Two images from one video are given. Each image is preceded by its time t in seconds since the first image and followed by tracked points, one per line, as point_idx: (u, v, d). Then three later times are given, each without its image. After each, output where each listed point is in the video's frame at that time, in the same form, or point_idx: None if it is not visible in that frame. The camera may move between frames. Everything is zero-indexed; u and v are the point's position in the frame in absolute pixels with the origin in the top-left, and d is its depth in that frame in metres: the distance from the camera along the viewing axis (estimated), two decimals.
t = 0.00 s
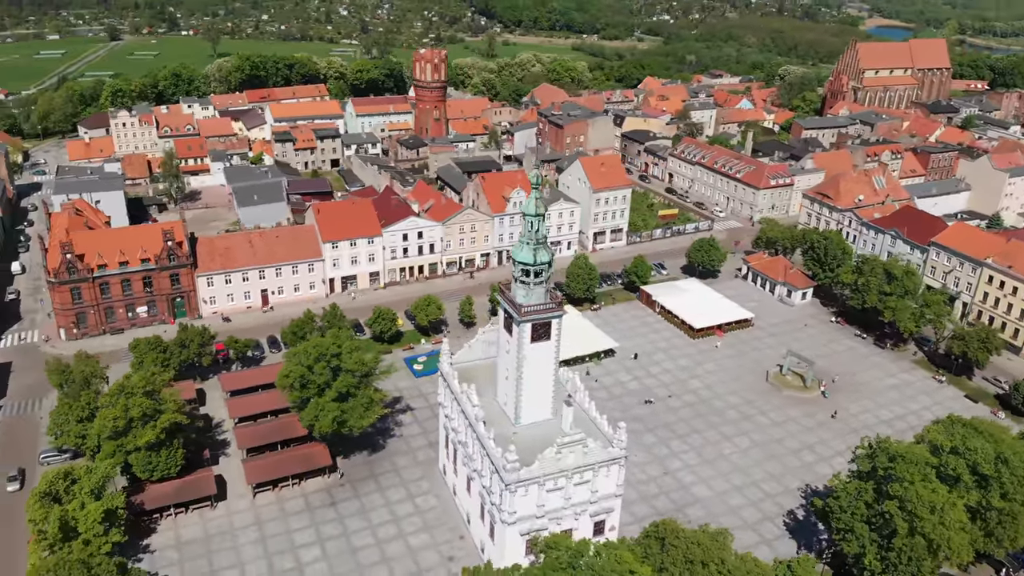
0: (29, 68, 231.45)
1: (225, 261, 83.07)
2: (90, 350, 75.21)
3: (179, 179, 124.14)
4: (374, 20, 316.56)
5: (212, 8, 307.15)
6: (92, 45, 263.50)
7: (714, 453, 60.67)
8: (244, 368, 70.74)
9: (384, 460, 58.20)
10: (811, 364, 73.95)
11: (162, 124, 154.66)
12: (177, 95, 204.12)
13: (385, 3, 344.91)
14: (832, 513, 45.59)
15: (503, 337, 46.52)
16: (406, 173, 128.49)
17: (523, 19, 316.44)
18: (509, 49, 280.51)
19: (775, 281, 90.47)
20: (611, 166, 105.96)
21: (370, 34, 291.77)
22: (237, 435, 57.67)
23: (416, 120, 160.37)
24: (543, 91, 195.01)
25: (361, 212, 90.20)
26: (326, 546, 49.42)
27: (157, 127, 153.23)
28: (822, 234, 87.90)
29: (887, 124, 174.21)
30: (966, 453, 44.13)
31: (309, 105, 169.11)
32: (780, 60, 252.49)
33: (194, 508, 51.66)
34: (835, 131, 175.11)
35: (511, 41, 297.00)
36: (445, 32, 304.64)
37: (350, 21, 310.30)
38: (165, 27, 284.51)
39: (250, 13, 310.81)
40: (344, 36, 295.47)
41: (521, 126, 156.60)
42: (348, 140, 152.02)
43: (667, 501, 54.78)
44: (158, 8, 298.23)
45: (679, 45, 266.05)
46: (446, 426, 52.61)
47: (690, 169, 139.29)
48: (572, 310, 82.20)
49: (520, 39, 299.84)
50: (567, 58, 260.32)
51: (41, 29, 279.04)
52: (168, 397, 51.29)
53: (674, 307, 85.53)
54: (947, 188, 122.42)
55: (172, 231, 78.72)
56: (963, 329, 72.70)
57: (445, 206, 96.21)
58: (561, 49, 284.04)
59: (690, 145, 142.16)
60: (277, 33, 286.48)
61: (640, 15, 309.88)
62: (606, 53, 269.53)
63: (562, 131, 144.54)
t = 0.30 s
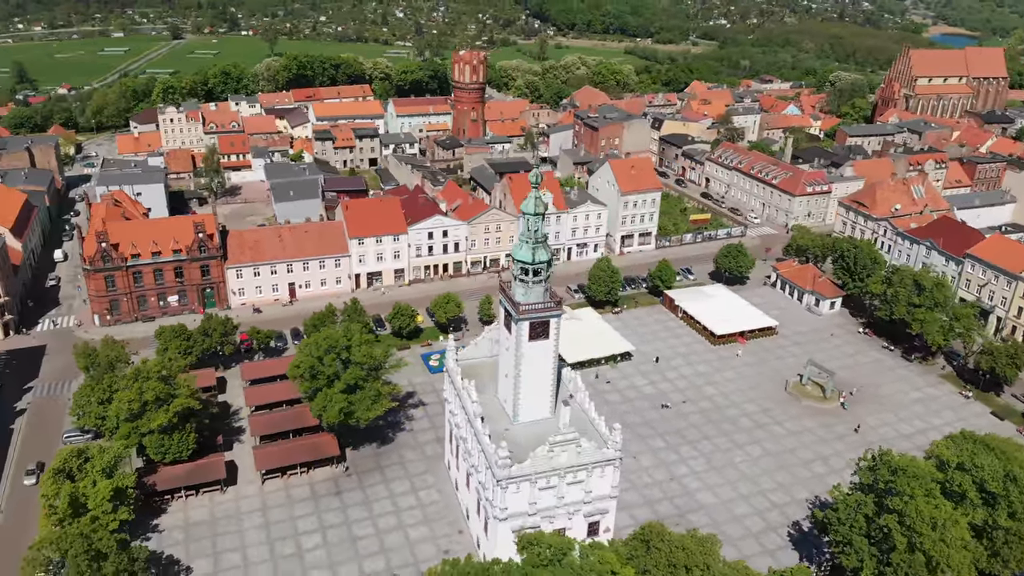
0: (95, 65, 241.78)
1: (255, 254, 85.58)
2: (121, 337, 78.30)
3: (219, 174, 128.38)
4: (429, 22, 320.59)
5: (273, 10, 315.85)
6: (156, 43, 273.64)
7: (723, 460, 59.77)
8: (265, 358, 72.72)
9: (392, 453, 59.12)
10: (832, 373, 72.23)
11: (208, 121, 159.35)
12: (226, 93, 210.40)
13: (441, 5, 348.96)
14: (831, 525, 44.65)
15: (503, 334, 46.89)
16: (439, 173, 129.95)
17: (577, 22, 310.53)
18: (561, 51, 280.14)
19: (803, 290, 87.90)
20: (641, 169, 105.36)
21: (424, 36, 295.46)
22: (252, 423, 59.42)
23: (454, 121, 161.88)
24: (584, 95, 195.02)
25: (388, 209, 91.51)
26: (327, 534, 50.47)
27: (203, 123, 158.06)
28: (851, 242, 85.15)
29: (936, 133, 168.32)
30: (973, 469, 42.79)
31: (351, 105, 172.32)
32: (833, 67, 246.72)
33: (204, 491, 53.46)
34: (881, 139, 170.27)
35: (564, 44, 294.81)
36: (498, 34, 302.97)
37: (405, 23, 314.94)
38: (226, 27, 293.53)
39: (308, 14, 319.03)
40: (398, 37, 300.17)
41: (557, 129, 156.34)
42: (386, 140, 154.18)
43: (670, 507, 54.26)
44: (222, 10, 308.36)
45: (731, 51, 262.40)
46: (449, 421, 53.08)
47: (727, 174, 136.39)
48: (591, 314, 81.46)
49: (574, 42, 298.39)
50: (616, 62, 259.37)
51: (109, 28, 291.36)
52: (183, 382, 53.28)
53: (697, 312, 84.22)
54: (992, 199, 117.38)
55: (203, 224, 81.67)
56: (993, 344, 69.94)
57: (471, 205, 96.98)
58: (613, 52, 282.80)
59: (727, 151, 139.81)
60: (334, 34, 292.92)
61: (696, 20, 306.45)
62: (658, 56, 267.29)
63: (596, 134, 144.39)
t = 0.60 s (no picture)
0: (159, 64, 251.02)
1: (285, 249, 87.89)
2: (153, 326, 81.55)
3: (261, 172, 132.01)
4: (485, 27, 322.79)
5: (333, 13, 322.74)
6: (219, 44, 282.58)
7: (732, 469, 58.92)
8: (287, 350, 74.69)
9: (400, 447, 60.02)
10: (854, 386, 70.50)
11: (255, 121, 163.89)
12: (275, 93, 216.01)
13: (498, 10, 351.04)
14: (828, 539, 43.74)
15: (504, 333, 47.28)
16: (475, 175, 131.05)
17: (633, 27, 306.86)
18: (615, 55, 278.46)
19: (832, 301, 85.26)
20: (673, 173, 104.64)
21: (479, 40, 297.65)
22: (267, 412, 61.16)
23: (493, 124, 163.03)
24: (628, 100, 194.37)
25: (416, 208, 92.66)
26: (329, 523, 51.63)
27: (249, 122, 162.77)
28: (884, 253, 82.60)
29: (989, 145, 162.35)
30: (978, 488, 41.40)
31: (394, 107, 175.03)
32: (891, 76, 240.31)
33: (216, 476, 55.33)
34: (932, 149, 164.54)
35: (619, 48, 293.06)
36: (553, 39, 303.70)
37: (461, 27, 318.91)
38: (286, 29, 301.27)
39: (367, 17, 325.11)
40: (454, 41, 303.30)
41: (595, 133, 155.62)
42: (425, 142, 155.93)
43: (672, 513, 53.82)
44: (283, 12, 316.64)
45: (789, 58, 256.88)
46: (454, 418, 53.63)
47: (766, 181, 132.85)
48: (612, 318, 80.60)
49: (629, 46, 295.94)
50: (669, 67, 257.00)
51: (175, 28, 302.03)
52: (199, 370, 55.30)
53: (720, 319, 82.88)
54: None
55: (235, 218, 84.54)
56: None
57: (499, 206, 97.65)
58: (668, 57, 279.88)
59: (767, 157, 136.27)
60: (391, 37, 297.70)
61: (756, 26, 301.06)
62: (714, 62, 263.42)
63: (633, 138, 143.61)
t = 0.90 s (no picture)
0: (216, 65, 258.26)
1: (313, 246, 90.00)
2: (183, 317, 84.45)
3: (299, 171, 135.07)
4: (538, 32, 323.19)
5: (389, 17, 326.98)
6: (276, 46, 289.19)
7: (740, 478, 58.14)
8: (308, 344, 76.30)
9: (409, 442, 60.92)
10: (876, 398, 68.65)
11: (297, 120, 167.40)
12: (321, 94, 220.39)
13: (552, 15, 351.01)
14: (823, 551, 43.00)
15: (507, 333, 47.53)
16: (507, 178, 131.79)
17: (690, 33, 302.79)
18: (666, 60, 275.61)
19: (859, 312, 82.76)
20: (703, 179, 103.76)
21: (530, 45, 298.32)
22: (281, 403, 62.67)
23: (529, 127, 164.10)
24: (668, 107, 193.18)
25: (442, 209, 93.65)
26: (332, 513, 52.72)
27: (292, 122, 166.51)
28: (914, 265, 80.53)
29: None
30: (980, 506, 40.37)
31: (434, 109, 177.15)
32: (948, 85, 233.34)
33: (228, 463, 57.02)
34: (980, 161, 158.86)
35: (673, 54, 289.10)
36: (606, 44, 303.96)
37: (515, 32, 321.15)
38: (342, 32, 306.73)
39: (423, 21, 329.04)
40: (506, 46, 305.51)
41: (630, 137, 154.16)
42: (462, 144, 157.20)
43: (674, 520, 53.35)
44: (340, 16, 322.42)
45: (845, 66, 250.85)
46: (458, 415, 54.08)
47: (803, 190, 127.84)
48: (631, 323, 80.45)
49: (682, 51, 292.39)
50: (719, 74, 253.74)
51: (235, 30, 310.44)
52: (214, 359, 57.24)
53: (741, 326, 81.47)
54: None
55: (265, 214, 87.09)
56: None
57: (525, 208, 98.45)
58: (720, 62, 276.13)
59: (805, 165, 131.53)
60: (444, 41, 300.87)
61: (815, 33, 294.71)
62: (769, 69, 258.47)
63: (667, 143, 142.55)
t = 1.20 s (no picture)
0: (270, 68, 264.35)
1: (338, 244, 91.69)
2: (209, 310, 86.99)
3: (333, 172, 137.62)
4: (588, 38, 322.10)
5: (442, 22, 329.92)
6: (329, 50, 293.98)
7: (743, 489, 57.42)
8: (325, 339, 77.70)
9: (415, 439, 61.68)
10: (892, 412, 66.97)
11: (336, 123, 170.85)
12: (363, 97, 224.04)
13: (603, 21, 349.88)
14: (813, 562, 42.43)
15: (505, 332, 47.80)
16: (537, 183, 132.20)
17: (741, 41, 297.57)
18: (715, 68, 272.28)
19: (883, 325, 80.35)
20: (730, 186, 102.49)
21: (579, 52, 297.67)
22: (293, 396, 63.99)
23: (563, 132, 164.65)
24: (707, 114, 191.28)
25: (465, 211, 94.43)
26: (333, 505, 53.74)
27: (331, 124, 169.79)
28: (941, 278, 78.34)
29: None
30: (977, 525, 39.54)
31: (471, 114, 178.76)
32: (1005, 97, 225.45)
33: (238, 452, 58.59)
34: None
35: (724, 61, 285.30)
36: (656, 51, 301.83)
37: (566, 38, 321.15)
38: (395, 37, 310.39)
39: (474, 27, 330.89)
40: (556, 53, 306.73)
41: (664, 143, 153.47)
42: (495, 148, 158.24)
43: (672, 527, 52.98)
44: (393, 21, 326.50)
45: (900, 76, 244.17)
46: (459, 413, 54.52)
47: (838, 201, 123.76)
48: (647, 330, 79.97)
49: (734, 59, 286.78)
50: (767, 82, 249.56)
51: (290, 34, 317.54)
52: (227, 351, 58.93)
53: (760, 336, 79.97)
54: None
55: (292, 213, 89.16)
56: None
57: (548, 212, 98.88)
58: (772, 70, 271.14)
59: (842, 175, 127.28)
60: (495, 47, 302.43)
61: (872, 42, 287.18)
62: (823, 78, 252.72)
63: (700, 150, 140.92)
